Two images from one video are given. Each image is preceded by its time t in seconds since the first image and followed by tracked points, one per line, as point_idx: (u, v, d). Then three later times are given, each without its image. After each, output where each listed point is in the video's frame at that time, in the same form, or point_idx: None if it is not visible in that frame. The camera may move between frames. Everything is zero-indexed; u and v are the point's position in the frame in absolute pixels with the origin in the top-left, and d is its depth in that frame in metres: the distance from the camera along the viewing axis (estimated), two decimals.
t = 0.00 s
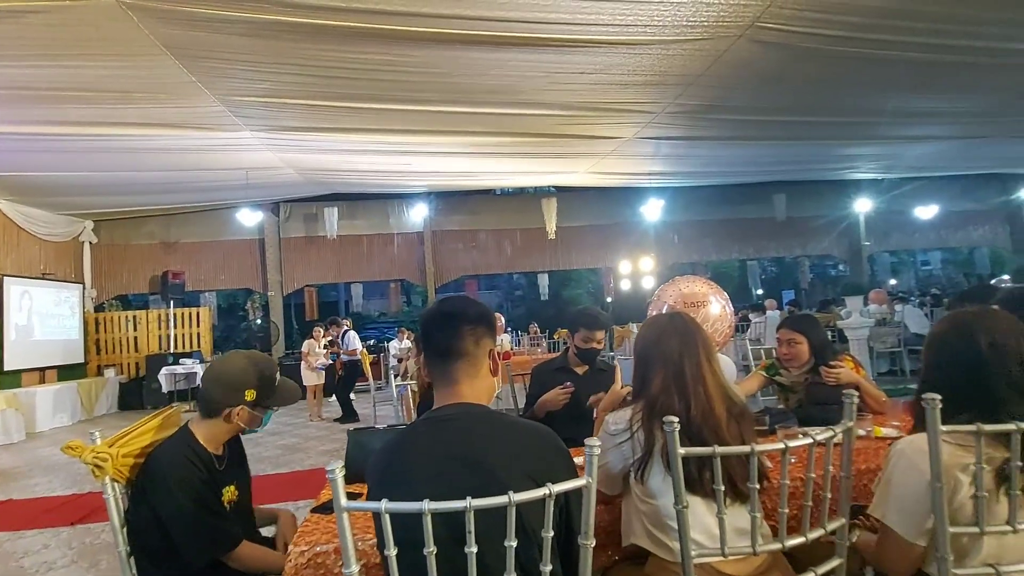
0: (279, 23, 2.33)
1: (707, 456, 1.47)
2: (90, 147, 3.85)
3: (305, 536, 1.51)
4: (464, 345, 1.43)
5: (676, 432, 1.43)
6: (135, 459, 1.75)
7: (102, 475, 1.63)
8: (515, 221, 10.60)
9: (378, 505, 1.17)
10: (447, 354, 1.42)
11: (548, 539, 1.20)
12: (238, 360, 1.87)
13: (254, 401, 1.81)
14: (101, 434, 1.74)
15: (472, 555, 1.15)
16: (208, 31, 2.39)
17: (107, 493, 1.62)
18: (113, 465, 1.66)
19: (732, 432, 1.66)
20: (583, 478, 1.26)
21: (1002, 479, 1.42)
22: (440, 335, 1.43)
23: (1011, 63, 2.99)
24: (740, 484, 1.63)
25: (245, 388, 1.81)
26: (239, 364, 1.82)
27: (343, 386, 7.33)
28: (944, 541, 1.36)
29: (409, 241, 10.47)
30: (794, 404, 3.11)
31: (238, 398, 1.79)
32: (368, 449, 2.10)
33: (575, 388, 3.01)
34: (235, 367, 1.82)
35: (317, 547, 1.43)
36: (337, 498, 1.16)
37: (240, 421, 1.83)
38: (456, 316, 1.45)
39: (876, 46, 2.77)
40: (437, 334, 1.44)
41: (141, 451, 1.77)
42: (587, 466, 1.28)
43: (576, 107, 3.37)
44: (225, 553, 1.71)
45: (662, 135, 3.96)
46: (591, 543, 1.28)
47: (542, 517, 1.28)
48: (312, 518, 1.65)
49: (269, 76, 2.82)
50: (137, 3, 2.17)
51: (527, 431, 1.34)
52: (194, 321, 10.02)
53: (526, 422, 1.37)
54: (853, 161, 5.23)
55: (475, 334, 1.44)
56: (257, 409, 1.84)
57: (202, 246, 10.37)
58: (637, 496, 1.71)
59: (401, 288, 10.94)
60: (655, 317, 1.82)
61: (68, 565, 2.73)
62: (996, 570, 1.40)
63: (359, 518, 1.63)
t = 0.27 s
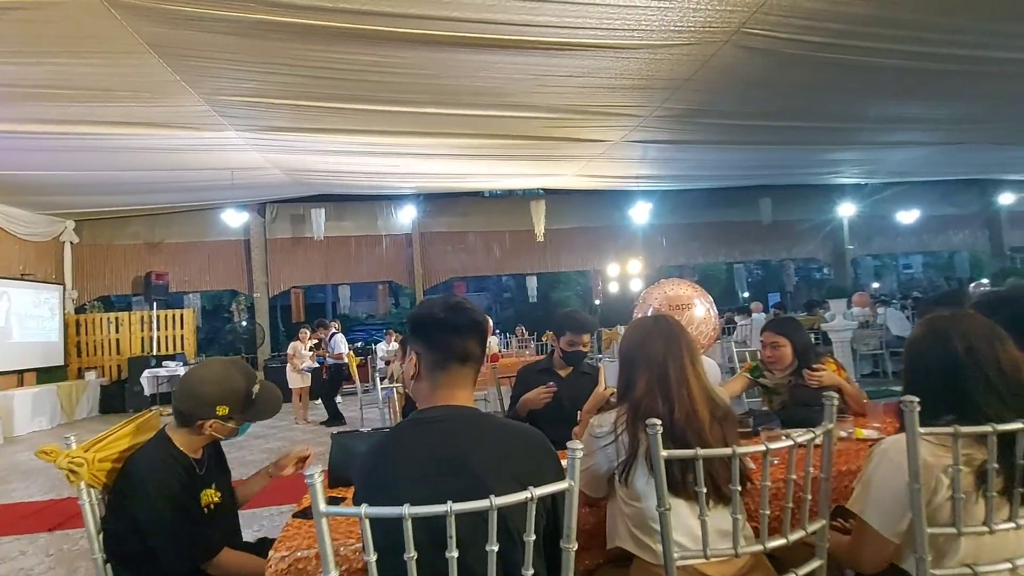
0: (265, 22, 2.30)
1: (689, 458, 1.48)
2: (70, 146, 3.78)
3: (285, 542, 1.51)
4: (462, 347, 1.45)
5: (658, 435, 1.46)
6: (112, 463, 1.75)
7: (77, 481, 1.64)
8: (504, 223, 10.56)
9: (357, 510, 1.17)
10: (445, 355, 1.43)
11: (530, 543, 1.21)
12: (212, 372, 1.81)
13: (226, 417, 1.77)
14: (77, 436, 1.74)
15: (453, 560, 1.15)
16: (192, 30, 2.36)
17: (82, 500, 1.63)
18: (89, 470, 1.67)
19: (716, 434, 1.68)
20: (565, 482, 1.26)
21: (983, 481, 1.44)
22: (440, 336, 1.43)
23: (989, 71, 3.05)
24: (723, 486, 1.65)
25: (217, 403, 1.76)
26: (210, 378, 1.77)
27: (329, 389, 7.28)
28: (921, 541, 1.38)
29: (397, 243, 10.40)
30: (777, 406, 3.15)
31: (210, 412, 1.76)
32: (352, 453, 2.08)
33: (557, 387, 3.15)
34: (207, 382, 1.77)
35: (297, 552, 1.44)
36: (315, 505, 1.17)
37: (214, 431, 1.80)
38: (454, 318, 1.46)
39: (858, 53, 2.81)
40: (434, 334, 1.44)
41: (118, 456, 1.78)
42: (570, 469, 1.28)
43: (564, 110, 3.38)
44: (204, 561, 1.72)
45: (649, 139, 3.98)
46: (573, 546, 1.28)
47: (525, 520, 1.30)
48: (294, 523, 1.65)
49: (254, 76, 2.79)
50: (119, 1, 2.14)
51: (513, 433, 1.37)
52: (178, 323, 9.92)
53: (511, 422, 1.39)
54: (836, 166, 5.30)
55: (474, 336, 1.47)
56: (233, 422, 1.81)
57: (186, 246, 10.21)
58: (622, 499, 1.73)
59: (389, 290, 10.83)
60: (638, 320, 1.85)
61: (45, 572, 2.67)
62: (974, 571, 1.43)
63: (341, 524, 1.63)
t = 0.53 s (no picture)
0: (253, 21, 2.29)
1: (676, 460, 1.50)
2: (53, 144, 3.72)
3: (269, 547, 1.50)
4: (450, 349, 1.49)
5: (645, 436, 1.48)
6: (91, 467, 1.75)
7: (54, 486, 1.61)
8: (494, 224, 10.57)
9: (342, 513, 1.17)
10: (433, 357, 1.47)
11: (515, 546, 1.21)
12: (189, 378, 1.81)
13: (204, 420, 1.78)
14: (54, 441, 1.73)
15: (437, 563, 1.15)
16: (179, 28, 2.33)
17: (61, 503, 1.60)
18: (67, 474, 1.65)
19: (702, 435, 1.69)
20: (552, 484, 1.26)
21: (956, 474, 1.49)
22: (428, 340, 1.48)
23: (971, 78, 3.10)
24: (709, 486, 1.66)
25: (194, 407, 1.77)
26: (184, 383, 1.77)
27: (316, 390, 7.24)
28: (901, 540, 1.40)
29: (386, 244, 10.36)
30: (763, 408, 3.19)
31: (186, 417, 1.77)
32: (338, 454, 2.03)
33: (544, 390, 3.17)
34: (184, 387, 1.78)
35: (281, 557, 1.43)
36: (299, 509, 1.17)
37: (193, 435, 1.81)
38: (441, 321, 1.51)
39: (843, 59, 2.84)
40: (422, 338, 1.49)
41: (97, 459, 1.76)
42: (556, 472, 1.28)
43: (554, 112, 3.39)
44: (186, 566, 1.77)
45: (639, 142, 4.00)
46: (560, 548, 1.28)
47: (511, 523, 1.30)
48: (278, 527, 1.64)
49: (242, 75, 2.77)
50: None
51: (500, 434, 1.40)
52: (162, 325, 9.85)
53: (500, 424, 1.42)
54: (822, 170, 5.37)
55: (461, 339, 1.51)
56: (211, 425, 1.82)
57: (171, 247, 10.09)
58: (609, 501, 1.75)
59: (378, 291, 11.05)
60: (626, 322, 1.87)
61: None
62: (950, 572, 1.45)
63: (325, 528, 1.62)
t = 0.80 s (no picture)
0: (246, 21, 2.27)
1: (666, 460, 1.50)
2: (42, 144, 3.68)
3: (257, 551, 1.50)
4: (442, 351, 1.48)
5: (635, 439, 1.46)
6: (77, 471, 1.73)
7: (39, 489, 1.58)
8: (487, 225, 10.62)
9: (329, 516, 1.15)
10: (424, 359, 1.46)
11: (504, 548, 1.20)
12: (175, 381, 1.79)
13: (191, 423, 1.77)
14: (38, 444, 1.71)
15: (426, 566, 1.14)
16: (171, 27, 2.32)
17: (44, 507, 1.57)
18: (53, 477, 1.63)
19: (691, 437, 1.76)
20: (541, 486, 1.25)
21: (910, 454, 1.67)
22: (420, 342, 1.46)
23: (959, 82, 3.14)
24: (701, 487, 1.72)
25: (181, 410, 1.76)
26: (171, 386, 1.76)
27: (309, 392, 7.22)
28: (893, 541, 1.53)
29: (379, 245, 10.38)
30: (755, 409, 3.21)
31: (173, 421, 1.76)
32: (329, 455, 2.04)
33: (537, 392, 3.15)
34: (170, 390, 1.76)
35: (270, 560, 1.43)
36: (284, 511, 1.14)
37: (181, 439, 1.80)
38: (434, 323, 1.49)
39: (833, 63, 2.87)
40: (414, 340, 1.47)
41: (83, 462, 1.76)
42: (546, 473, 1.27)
43: (547, 114, 3.39)
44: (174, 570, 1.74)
45: (631, 144, 4.02)
46: (549, 551, 1.28)
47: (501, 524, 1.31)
48: (267, 531, 1.64)
49: (234, 75, 2.75)
50: None
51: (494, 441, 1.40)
52: (151, 325, 9.77)
53: (491, 426, 1.43)
54: (812, 173, 5.42)
55: (454, 341, 1.50)
56: (199, 429, 1.81)
57: (160, 247, 10.07)
58: (599, 502, 1.79)
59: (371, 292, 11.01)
60: (618, 325, 1.93)
61: None
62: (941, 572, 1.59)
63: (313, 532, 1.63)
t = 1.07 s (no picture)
0: (241, 21, 2.26)
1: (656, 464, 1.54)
2: (33, 143, 3.64)
3: (249, 555, 1.52)
4: (434, 356, 1.57)
5: (626, 443, 1.50)
6: (66, 475, 1.71)
7: (27, 494, 1.56)
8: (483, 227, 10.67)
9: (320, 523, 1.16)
10: (417, 363, 1.55)
11: (496, 553, 1.23)
12: (165, 384, 1.78)
13: (183, 426, 1.76)
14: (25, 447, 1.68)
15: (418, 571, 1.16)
16: (165, 27, 2.30)
17: (34, 511, 1.54)
18: (41, 481, 1.61)
19: (682, 440, 1.83)
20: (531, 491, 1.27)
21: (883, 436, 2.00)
22: (414, 347, 1.54)
23: (950, 86, 3.18)
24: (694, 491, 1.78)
25: (172, 414, 1.75)
26: (162, 389, 1.75)
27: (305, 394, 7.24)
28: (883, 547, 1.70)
29: (374, 246, 10.42)
30: (748, 410, 3.25)
31: (164, 423, 1.74)
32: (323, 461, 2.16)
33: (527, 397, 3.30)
34: (161, 393, 1.75)
35: (264, 564, 1.45)
36: (275, 517, 1.14)
37: (172, 441, 1.79)
38: (426, 328, 1.57)
39: (825, 67, 2.90)
40: (407, 344, 1.55)
41: (73, 466, 1.74)
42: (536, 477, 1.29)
43: (542, 116, 3.40)
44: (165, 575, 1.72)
45: (626, 146, 4.03)
46: (540, 556, 1.30)
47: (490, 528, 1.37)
48: (258, 535, 1.66)
49: (228, 75, 2.74)
50: None
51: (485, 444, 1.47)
52: (145, 327, 9.70)
53: (484, 431, 1.50)
54: (805, 176, 5.46)
55: (445, 345, 1.59)
56: (191, 431, 1.80)
57: (155, 249, 10.07)
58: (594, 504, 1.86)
59: (367, 293, 11.48)
60: (610, 328, 2.00)
61: None
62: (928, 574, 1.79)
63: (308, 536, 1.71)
